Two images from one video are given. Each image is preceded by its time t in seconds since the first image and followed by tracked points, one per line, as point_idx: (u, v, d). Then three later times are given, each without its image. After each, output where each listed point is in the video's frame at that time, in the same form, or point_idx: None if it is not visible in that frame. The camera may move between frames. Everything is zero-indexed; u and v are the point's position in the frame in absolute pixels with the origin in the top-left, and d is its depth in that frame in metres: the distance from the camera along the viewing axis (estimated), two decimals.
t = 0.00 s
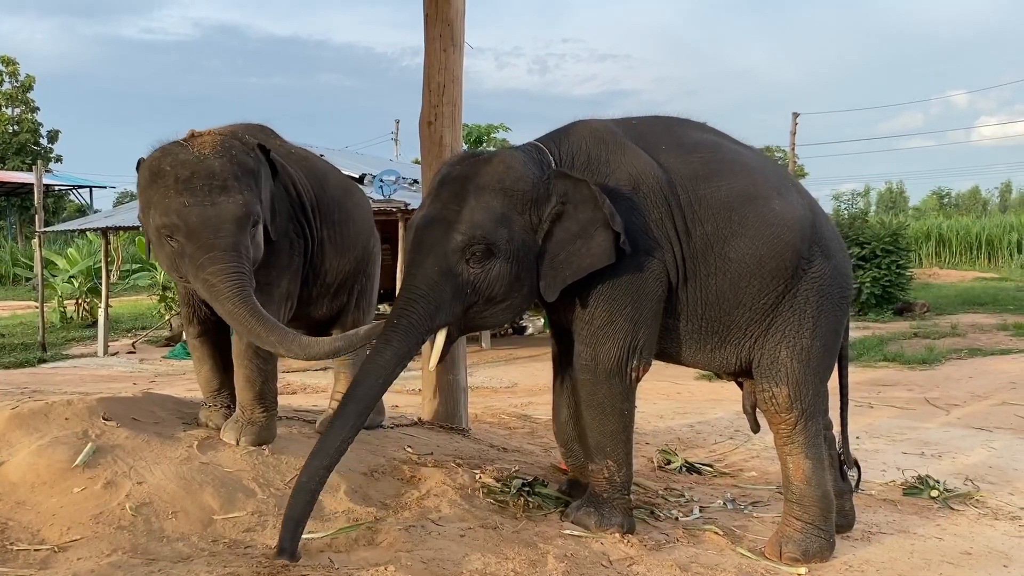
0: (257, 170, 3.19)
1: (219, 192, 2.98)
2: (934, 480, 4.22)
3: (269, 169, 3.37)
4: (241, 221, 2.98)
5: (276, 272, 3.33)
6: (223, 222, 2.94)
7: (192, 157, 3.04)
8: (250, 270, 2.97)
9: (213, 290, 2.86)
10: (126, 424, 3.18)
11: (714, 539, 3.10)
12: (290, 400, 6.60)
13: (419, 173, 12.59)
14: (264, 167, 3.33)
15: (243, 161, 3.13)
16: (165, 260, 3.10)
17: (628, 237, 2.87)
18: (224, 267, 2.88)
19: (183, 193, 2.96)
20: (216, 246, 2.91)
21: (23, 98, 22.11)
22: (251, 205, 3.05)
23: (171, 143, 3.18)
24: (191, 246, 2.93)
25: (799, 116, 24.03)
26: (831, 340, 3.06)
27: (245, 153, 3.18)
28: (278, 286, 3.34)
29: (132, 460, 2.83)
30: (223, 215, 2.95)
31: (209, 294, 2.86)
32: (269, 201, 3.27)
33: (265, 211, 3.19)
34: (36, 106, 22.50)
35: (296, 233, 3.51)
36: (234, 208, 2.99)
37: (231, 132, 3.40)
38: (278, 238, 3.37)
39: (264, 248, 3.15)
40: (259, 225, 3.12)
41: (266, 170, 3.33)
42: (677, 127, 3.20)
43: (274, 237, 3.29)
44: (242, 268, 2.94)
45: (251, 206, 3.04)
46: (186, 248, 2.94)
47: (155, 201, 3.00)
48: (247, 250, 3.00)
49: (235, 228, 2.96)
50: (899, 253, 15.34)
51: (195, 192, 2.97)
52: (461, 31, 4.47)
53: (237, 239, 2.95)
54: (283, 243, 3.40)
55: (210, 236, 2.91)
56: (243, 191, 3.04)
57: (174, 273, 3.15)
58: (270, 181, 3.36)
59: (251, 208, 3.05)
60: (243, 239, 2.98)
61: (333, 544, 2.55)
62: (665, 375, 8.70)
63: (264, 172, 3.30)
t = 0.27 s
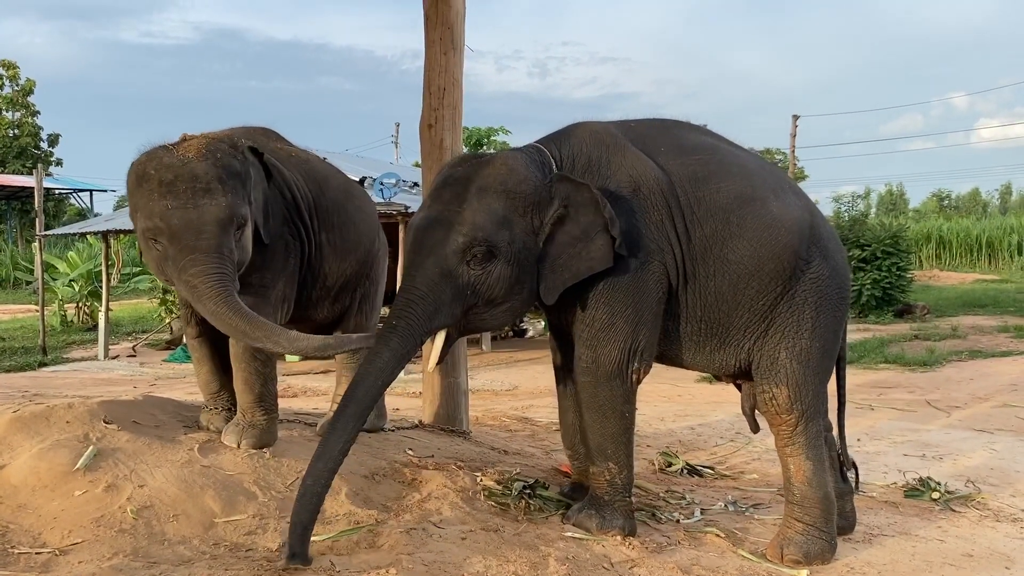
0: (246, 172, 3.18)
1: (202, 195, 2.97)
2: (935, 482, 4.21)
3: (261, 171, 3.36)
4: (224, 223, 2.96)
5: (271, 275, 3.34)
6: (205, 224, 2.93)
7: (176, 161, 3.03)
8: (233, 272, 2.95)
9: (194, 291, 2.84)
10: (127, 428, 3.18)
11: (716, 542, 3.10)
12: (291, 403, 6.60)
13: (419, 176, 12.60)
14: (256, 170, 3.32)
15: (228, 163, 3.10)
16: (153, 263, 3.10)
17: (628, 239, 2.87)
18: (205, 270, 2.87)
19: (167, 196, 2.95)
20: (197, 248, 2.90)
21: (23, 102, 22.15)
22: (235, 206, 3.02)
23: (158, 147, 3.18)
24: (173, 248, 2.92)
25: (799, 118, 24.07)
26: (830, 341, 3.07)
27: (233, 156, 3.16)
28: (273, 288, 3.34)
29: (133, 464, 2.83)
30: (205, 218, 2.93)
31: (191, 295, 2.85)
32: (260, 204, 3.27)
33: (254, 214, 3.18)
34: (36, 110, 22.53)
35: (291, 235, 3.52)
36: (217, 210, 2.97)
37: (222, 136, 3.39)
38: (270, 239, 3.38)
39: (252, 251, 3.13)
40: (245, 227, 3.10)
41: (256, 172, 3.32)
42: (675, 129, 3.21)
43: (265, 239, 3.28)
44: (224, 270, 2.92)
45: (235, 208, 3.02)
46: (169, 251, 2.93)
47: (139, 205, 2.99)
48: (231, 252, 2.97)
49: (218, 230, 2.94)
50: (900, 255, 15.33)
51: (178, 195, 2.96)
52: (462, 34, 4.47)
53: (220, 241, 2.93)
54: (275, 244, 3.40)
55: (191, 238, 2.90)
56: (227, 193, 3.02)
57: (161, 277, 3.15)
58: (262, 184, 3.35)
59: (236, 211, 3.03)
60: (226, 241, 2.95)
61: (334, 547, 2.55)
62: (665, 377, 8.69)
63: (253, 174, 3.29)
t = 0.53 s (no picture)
0: (238, 176, 3.16)
1: (190, 199, 2.96)
2: (938, 484, 4.21)
3: (257, 174, 3.35)
4: (210, 228, 2.95)
5: (269, 277, 3.36)
6: (190, 228, 2.92)
7: (164, 164, 3.01)
8: (218, 277, 2.95)
9: (177, 297, 2.86)
10: (130, 431, 3.18)
11: (719, 544, 3.09)
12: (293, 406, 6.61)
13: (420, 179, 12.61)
14: (250, 173, 3.31)
15: (219, 167, 3.08)
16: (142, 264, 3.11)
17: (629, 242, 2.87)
18: (190, 275, 2.88)
19: (154, 200, 2.93)
20: (182, 253, 2.90)
21: (25, 105, 22.22)
22: (223, 210, 3.01)
23: (152, 150, 3.16)
24: (159, 252, 2.92)
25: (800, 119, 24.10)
26: (831, 342, 3.06)
27: (225, 159, 3.14)
28: (272, 291, 3.36)
29: (136, 467, 2.83)
30: (191, 222, 2.92)
31: (175, 300, 2.87)
32: (254, 207, 3.26)
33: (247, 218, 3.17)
34: (38, 114, 22.59)
35: (291, 238, 3.52)
36: (204, 215, 2.95)
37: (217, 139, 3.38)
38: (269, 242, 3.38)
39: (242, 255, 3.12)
40: (236, 231, 3.09)
41: (251, 176, 3.31)
42: (676, 131, 3.21)
43: (261, 243, 3.28)
44: (208, 274, 2.93)
45: (223, 212, 3.01)
46: (156, 255, 2.94)
47: (128, 208, 2.99)
48: (218, 256, 2.97)
49: (205, 234, 2.93)
50: (901, 256, 15.31)
51: (166, 199, 2.95)
52: (463, 37, 4.48)
53: (206, 245, 2.93)
54: (274, 247, 3.40)
55: (176, 243, 2.90)
56: (215, 197, 3.00)
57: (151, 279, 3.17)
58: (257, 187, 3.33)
59: (223, 214, 3.01)
60: (212, 245, 2.95)
61: (338, 550, 2.55)
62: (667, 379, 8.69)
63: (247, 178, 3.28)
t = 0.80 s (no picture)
0: (233, 178, 3.11)
1: (179, 201, 2.90)
2: (942, 485, 4.20)
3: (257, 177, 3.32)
4: (198, 231, 2.91)
5: (271, 279, 3.35)
6: (177, 232, 2.87)
7: (156, 166, 2.96)
8: (205, 281, 2.93)
9: (159, 302, 2.87)
10: (134, 432, 3.19)
11: (723, 545, 3.09)
12: (296, 408, 6.61)
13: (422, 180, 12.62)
14: (248, 175, 3.28)
15: (211, 170, 3.03)
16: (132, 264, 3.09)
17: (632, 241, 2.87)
18: (175, 280, 2.85)
19: (144, 202, 2.88)
20: (168, 256, 2.87)
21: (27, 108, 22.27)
22: (213, 212, 2.95)
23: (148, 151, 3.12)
24: (146, 255, 2.89)
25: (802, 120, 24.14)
26: (834, 342, 3.06)
27: (219, 161, 3.09)
28: (274, 293, 3.35)
29: (140, 468, 2.83)
30: (179, 225, 2.87)
31: (157, 305, 2.88)
32: (252, 210, 3.23)
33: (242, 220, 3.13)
34: (41, 116, 22.64)
35: (292, 239, 3.50)
36: (193, 218, 2.91)
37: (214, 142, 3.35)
38: (269, 243, 3.37)
39: (235, 258, 3.09)
40: (227, 234, 3.04)
41: (249, 178, 3.27)
42: (678, 132, 3.21)
43: (260, 245, 3.26)
44: (193, 279, 2.89)
45: (213, 214, 2.95)
46: (144, 257, 2.90)
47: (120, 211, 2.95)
48: (205, 259, 2.94)
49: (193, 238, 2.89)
50: (904, 257, 15.29)
51: (156, 201, 2.90)
52: (466, 38, 4.48)
53: (194, 249, 2.89)
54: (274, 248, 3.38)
55: (163, 247, 2.87)
56: (205, 200, 2.95)
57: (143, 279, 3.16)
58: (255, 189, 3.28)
59: (213, 217, 2.95)
60: (200, 249, 2.91)
61: (342, 551, 2.55)
62: (669, 381, 8.68)
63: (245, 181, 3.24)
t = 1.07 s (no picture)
0: (229, 184, 3.13)
1: (170, 208, 2.93)
2: (946, 486, 4.19)
3: (257, 181, 3.32)
4: (185, 238, 2.93)
5: (273, 280, 3.36)
6: (165, 239, 2.90)
7: (150, 172, 3.00)
8: (189, 290, 2.95)
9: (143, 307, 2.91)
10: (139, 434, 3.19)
11: (727, 546, 3.09)
12: (299, 409, 6.62)
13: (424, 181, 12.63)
14: (247, 178, 3.29)
15: (205, 176, 3.04)
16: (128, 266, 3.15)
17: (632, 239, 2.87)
18: (160, 287, 2.89)
19: (136, 208, 2.93)
20: (155, 263, 2.90)
21: (31, 110, 22.33)
22: (203, 221, 2.98)
23: (149, 156, 3.16)
24: (135, 261, 2.93)
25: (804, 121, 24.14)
26: (837, 343, 3.05)
27: (215, 166, 3.11)
28: (276, 294, 3.37)
29: (145, 470, 2.84)
30: (167, 233, 2.90)
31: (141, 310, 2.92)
32: (251, 215, 3.24)
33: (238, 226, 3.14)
34: (44, 118, 22.70)
35: (294, 241, 3.51)
36: (182, 225, 2.93)
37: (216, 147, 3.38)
38: (269, 245, 3.38)
39: (227, 265, 3.10)
40: (219, 241, 3.06)
41: (249, 182, 3.28)
42: (681, 133, 3.21)
43: (259, 250, 3.26)
44: (178, 287, 2.91)
45: (203, 222, 2.98)
46: (133, 262, 2.95)
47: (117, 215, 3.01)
48: (193, 266, 2.96)
49: (180, 246, 2.91)
50: (907, 258, 15.27)
51: (148, 207, 2.94)
52: (469, 40, 4.49)
53: (180, 257, 2.91)
54: (275, 251, 3.40)
55: (150, 253, 2.90)
56: (196, 208, 2.97)
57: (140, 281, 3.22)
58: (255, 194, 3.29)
59: (202, 225, 2.97)
60: (188, 257, 2.93)
61: (346, 553, 2.55)
62: (673, 382, 8.68)
63: (244, 186, 3.24)
